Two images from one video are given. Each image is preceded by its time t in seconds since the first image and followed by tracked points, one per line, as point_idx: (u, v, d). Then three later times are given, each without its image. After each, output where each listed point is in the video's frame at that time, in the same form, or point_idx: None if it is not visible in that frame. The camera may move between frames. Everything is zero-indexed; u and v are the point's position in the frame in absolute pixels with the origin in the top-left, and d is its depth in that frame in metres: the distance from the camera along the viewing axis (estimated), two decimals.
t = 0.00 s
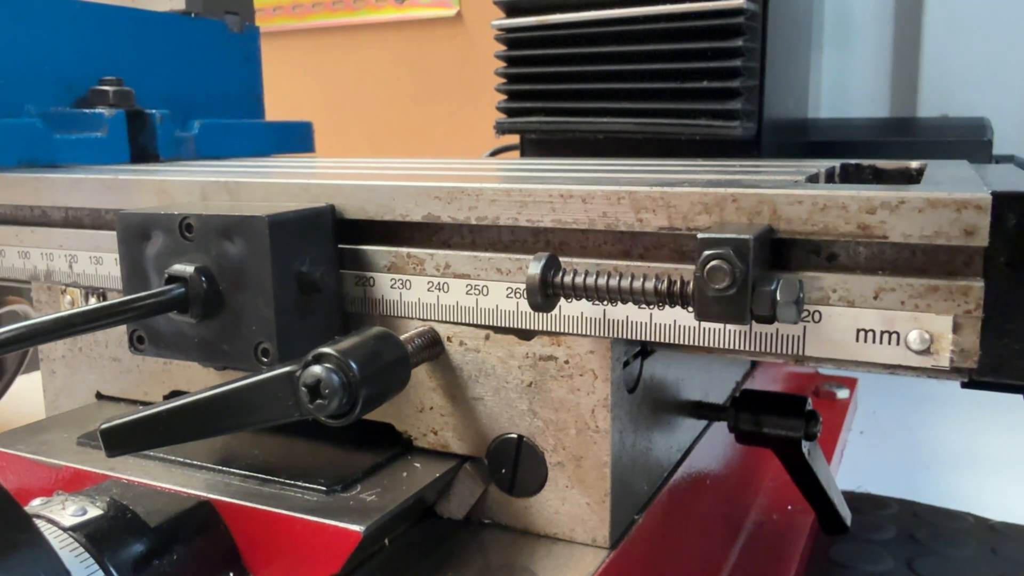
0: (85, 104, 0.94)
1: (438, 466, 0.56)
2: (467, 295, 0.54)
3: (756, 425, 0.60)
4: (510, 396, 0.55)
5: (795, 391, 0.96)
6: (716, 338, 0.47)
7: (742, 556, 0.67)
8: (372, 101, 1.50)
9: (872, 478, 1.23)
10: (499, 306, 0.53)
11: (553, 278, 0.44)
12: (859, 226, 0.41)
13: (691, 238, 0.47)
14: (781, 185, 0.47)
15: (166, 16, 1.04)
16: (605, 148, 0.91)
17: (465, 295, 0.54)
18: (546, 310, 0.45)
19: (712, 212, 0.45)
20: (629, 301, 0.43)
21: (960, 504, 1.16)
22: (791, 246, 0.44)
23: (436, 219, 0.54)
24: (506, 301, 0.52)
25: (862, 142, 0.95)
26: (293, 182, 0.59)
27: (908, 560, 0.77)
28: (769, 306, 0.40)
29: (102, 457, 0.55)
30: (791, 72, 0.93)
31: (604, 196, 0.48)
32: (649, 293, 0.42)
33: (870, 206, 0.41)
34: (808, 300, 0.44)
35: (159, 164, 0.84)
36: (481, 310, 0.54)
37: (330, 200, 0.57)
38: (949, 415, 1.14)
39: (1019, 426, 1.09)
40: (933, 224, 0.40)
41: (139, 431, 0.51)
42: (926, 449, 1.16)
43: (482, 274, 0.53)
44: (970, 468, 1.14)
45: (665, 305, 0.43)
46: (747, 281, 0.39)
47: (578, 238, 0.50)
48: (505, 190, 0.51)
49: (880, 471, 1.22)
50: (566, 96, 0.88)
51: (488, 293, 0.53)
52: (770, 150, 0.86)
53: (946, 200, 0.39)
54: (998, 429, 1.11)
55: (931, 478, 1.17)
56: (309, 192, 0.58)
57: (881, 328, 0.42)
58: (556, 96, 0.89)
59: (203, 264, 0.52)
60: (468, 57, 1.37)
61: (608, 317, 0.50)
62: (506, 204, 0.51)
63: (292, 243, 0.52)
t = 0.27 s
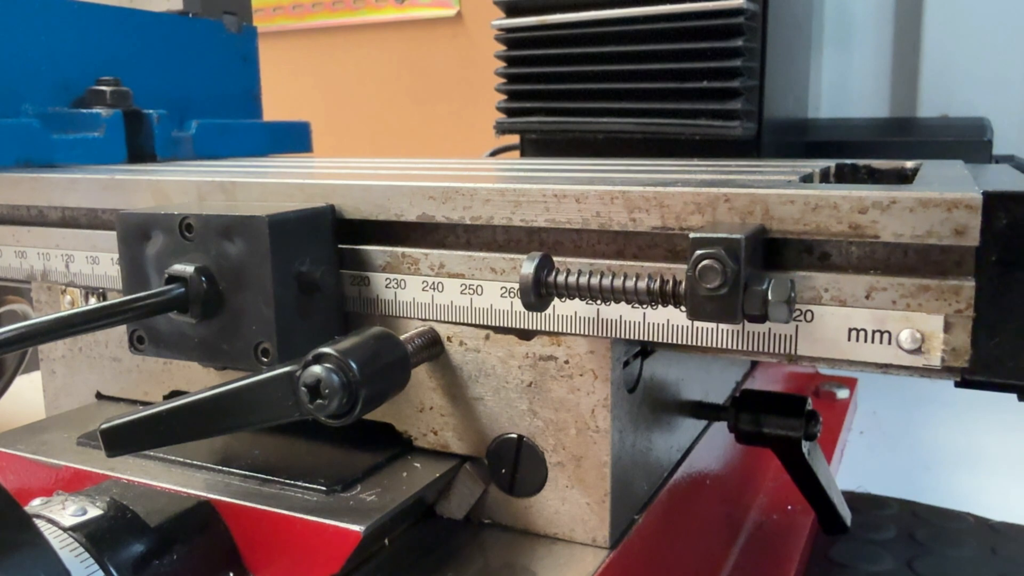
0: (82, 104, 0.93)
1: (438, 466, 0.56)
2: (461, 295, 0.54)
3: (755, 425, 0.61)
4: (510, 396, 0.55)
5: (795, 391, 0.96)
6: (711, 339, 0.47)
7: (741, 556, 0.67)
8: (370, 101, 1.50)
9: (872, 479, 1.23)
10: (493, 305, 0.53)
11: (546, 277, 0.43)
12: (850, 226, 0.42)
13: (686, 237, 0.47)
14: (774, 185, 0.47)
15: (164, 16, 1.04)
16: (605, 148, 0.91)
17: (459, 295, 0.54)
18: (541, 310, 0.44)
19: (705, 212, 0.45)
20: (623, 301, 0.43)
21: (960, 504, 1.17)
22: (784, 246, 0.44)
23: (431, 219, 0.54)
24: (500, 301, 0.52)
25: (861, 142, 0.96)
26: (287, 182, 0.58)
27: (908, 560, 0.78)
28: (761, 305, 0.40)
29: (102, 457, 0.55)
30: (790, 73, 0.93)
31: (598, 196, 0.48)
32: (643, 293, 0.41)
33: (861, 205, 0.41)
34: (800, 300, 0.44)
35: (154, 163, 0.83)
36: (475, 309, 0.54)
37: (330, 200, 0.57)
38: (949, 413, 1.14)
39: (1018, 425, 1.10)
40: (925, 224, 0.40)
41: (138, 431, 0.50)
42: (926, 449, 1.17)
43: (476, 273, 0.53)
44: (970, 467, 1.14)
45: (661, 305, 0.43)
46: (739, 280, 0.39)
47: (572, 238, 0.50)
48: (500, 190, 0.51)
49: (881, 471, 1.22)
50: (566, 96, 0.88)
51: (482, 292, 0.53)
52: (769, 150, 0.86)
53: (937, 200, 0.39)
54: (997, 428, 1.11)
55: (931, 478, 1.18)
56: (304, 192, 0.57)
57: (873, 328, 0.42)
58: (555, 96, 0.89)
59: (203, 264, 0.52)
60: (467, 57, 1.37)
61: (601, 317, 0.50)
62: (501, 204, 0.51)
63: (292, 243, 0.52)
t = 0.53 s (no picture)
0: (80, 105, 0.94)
1: (438, 466, 0.56)
2: (455, 295, 0.54)
3: (755, 425, 0.61)
4: (510, 396, 0.55)
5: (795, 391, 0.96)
6: (706, 338, 0.47)
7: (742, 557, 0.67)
8: (372, 101, 1.50)
9: (872, 478, 1.23)
10: (487, 305, 0.53)
11: (538, 277, 0.44)
12: (842, 225, 0.41)
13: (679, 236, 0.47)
14: (767, 185, 0.46)
15: (164, 16, 1.04)
16: (606, 148, 0.91)
17: (454, 295, 0.54)
18: (532, 309, 0.44)
19: (697, 211, 0.45)
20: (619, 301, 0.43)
21: (961, 503, 1.16)
22: (776, 244, 0.44)
23: (425, 218, 0.54)
24: (494, 300, 0.53)
25: (861, 142, 0.95)
26: (283, 182, 0.59)
27: (908, 560, 0.77)
28: (752, 305, 0.40)
29: (102, 457, 0.55)
30: (791, 73, 0.93)
31: (591, 196, 0.48)
32: (633, 292, 0.42)
33: (852, 205, 0.41)
34: (792, 299, 0.44)
35: (152, 164, 0.84)
36: (469, 309, 0.54)
37: (330, 200, 0.57)
38: (949, 413, 1.14)
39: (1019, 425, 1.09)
40: (916, 224, 0.40)
41: (138, 432, 0.50)
42: (926, 449, 1.17)
43: (470, 273, 0.53)
44: (970, 467, 1.14)
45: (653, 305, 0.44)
46: (731, 280, 0.39)
47: (566, 237, 0.50)
48: (494, 189, 0.51)
49: (881, 471, 1.22)
50: (567, 96, 0.88)
51: (476, 292, 0.53)
52: (770, 150, 0.86)
53: (928, 200, 0.39)
54: (997, 428, 1.11)
55: (931, 478, 1.18)
56: (301, 192, 0.58)
57: (865, 327, 0.42)
58: (555, 96, 0.89)
59: (203, 264, 0.52)
60: (468, 57, 1.37)
61: (595, 317, 0.50)
62: (495, 204, 0.51)
63: (292, 243, 0.52)
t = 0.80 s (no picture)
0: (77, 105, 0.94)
1: (438, 466, 0.56)
2: (450, 294, 0.54)
3: (755, 425, 0.60)
4: (510, 396, 0.55)
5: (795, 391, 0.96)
6: (699, 338, 0.47)
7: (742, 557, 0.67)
8: (373, 101, 1.51)
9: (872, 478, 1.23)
10: (481, 305, 0.53)
11: (531, 276, 0.44)
12: (834, 225, 0.42)
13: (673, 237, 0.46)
14: (761, 185, 0.46)
15: (161, 16, 1.04)
16: (606, 148, 0.91)
17: (449, 294, 0.54)
18: (525, 308, 0.44)
19: (690, 211, 0.45)
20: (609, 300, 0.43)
21: (961, 503, 1.16)
22: (769, 244, 0.44)
23: (420, 218, 0.54)
24: (488, 300, 0.53)
25: (861, 142, 0.95)
26: (279, 182, 0.59)
27: (909, 560, 0.77)
28: (744, 303, 0.40)
29: (102, 457, 0.55)
30: (791, 72, 0.93)
31: (584, 195, 0.48)
32: (625, 291, 0.42)
33: (844, 205, 0.41)
34: (783, 298, 0.43)
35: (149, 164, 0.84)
36: (464, 309, 0.54)
37: (330, 200, 0.57)
38: (949, 413, 1.13)
39: (1019, 425, 1.09)
40: (907, 223, 0.40)
41: (138, 431, 0.51)
42: (926, 449, 1.16)
43: (464, 272, 0.53)
44: (970, 467, 1.14)
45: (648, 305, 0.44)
46: (722, 279, 0.40)
47: (560, 237, 0.50)
48: (488, 189, 0.51)
49: (881, 471, 1.22)
50: (567, 96, 0.88)
51: (470, 291, 0.53)
52: (770, 150, 0.86)
53: (919, 200, 0.39)
54: (998, 427, 1.11)
55: (931, 478, 1.17)
56: (297, 192, 0.58)
57: (857, 326, 0.42)
58: (555, 96, 0.89)
59: (203, 264, 0.52)
60: (468, 57, 1.37)
61: (589, 316, 0.50)
62: (489, 204, 0.51)
63: (292, 243, 0.52)
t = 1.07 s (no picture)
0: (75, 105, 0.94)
1: (438, 466, 0.57)
2: (444, 294, 0.54)
3: (755, 425, 0.60)
4: (510, 396, 0.55)
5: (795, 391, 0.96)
6: (693, 337, 0.47)
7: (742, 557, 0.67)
8: (373, 101, 1.51)
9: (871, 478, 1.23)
10: (476, 304, 0.53)
11: (526, 276, 0.44)
12: (825, 224, 0.42)
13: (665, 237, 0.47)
14: (753, 185, 0.46)
15: (159, 17, 1.05)
16: (606, 148, 0.91)
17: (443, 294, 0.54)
18: (520, 307, 0.44)
19: (683, 211, 0.45)
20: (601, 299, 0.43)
21: (961, 503, 1.16)
22: (762, 245, 0.44)
23: (414, 218, 0.54)
24: (482, 299, 0.53)
25: (861, 142, 0.95)
26: (276, 182, 0.59)
27: (909, 560, 0.77)
28: (735, 303, 0.40)
29: (102, 457, 0.56)
30: (791, 72, 0.93)
31: (578, 195, 0.48)
32: (619, 290, 0.42)
33: (835, 205, 0.41)
34: (776, 298, 0.43)
35: (147, 164, 0.84)
36: (458, 308, 0.54)
37: (330, 201, 0.57)
38: (949, 413, 1.13)
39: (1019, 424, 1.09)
40: (899, 222, 0.40)
41: (138, 431, 0.51)
42: (926, 449, 1.16)
43: (458, 272, 0.53)
44: (970, 467, 1.13)
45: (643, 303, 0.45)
46: (714, 278, 0.40)
47: (554, 237, 0.50)
48: (482, 189, 0.51)
49: (880, 471, 1.21)
50: (567, 96, 0.88)
51: (464, 291, 0.53)
52: (770, 150, 0.86)
53: (911, 200, 0.39)
54: (998, 427, 1.10)
55: (931, 477, 1.17)
56: (293, 192, 0.58)
57: (848, 326, 0.42)
58: (555, 96, 0.89)
59: (203, 264, 0.52)
60: (469, 57, 1.37)
61: (583, 316, 0.50)
62: (483, 203, 0.51)
63: (292, 243, 0.52)
